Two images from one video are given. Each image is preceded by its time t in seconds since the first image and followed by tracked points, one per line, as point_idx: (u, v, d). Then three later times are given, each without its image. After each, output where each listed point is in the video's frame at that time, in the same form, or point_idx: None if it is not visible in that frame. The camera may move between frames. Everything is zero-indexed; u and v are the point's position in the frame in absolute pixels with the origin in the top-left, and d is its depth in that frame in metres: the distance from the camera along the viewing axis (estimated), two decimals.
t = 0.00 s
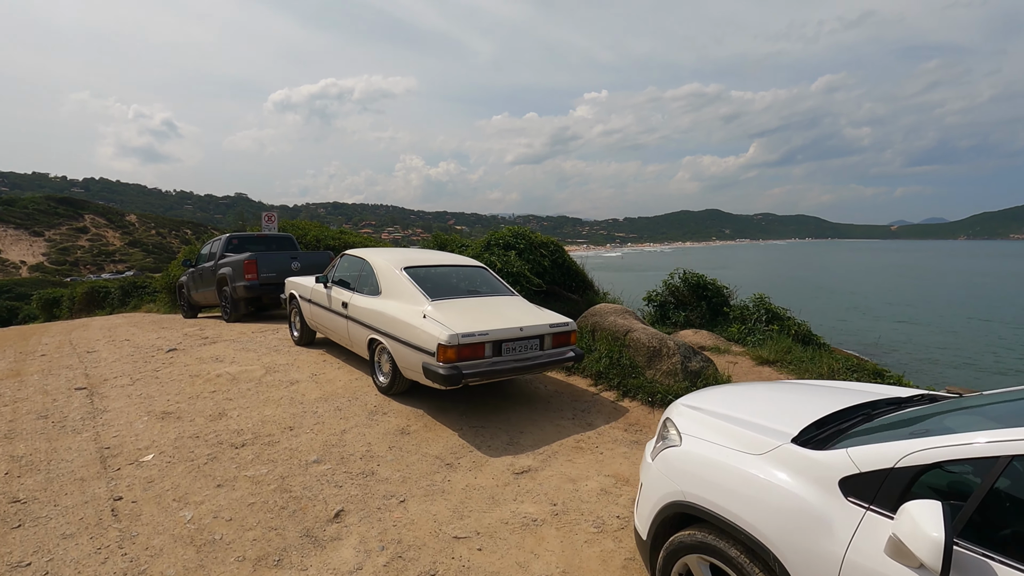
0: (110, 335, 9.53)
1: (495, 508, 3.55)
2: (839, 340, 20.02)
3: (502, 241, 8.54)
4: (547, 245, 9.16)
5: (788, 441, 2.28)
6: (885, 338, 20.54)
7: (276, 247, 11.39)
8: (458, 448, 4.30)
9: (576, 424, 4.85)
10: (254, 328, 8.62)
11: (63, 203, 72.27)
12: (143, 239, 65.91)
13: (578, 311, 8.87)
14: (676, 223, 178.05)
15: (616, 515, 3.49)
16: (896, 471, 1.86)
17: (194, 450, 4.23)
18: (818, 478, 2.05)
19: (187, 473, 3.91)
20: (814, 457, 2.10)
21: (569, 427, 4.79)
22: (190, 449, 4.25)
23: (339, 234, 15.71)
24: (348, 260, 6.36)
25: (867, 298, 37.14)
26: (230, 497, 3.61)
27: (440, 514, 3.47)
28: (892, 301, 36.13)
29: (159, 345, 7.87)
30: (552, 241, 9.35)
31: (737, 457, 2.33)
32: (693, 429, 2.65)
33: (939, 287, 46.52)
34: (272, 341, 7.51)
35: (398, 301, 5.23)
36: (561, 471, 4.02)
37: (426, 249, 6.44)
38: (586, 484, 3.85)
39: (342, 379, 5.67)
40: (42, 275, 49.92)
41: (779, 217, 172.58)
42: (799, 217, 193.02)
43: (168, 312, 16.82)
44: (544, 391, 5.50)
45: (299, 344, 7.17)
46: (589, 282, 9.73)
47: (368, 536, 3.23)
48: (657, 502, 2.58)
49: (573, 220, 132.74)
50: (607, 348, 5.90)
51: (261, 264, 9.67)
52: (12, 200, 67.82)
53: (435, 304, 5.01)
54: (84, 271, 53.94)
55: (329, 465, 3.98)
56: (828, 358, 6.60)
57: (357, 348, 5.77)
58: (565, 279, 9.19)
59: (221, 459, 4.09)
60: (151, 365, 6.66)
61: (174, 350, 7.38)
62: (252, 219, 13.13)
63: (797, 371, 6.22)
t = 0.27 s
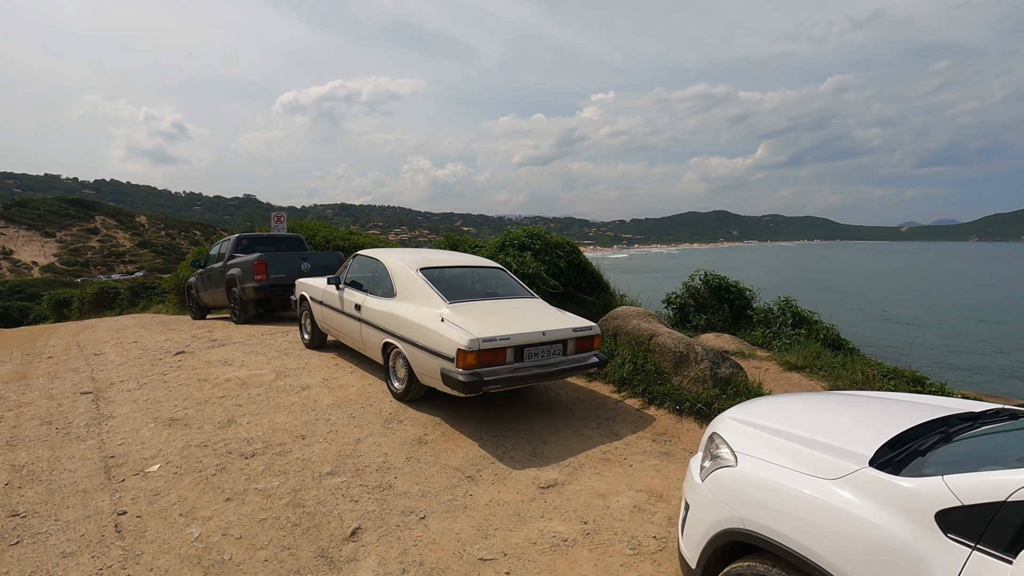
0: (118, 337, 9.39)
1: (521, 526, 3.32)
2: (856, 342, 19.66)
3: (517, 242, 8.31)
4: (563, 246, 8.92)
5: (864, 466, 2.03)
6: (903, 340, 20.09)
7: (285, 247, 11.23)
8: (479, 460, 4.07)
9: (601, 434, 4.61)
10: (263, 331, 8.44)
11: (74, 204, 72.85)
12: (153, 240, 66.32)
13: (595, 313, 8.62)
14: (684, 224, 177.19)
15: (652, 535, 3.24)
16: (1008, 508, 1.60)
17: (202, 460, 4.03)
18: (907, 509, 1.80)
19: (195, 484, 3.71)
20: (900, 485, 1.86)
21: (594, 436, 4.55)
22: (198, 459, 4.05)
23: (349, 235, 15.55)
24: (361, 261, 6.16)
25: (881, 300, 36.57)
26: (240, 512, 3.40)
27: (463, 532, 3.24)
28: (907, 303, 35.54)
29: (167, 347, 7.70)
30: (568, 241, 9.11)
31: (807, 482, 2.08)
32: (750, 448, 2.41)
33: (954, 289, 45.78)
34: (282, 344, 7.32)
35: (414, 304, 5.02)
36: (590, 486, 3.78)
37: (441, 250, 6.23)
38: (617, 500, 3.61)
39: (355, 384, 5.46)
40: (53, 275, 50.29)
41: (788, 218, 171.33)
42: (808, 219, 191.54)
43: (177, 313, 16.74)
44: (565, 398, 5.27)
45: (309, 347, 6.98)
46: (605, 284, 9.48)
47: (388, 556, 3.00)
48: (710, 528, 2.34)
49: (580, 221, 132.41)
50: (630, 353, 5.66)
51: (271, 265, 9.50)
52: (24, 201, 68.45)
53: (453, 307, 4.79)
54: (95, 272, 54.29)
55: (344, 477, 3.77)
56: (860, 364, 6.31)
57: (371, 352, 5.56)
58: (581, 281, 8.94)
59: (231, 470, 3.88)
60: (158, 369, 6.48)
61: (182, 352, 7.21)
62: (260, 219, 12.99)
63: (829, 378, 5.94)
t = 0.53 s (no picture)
0: (127, 343, 9.25)
1: (552, 562, 3.07)
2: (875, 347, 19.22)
3: (533, 248, 8.07)
4: (580, 252, 8.67)
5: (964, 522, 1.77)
6: (924, 344, 19.62)
7: (295, 252, 11.06)
8: (502, 485, 3.83)
9: (630, 456, 4.35)
10: (274, 339, 8.26)
11: (87, 206, 73.53)
12: (164, 241, 66.76)
13: (614, 322, 8.36)
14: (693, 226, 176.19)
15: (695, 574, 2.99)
16: None
17: (210, 483, 3.81)
18: None
19: (203, 511, 3.49)
20: (1013, 550, 1.60)
21: (622, 459, 4.29)
22: (207, 482, 3.84)
23: (359, 239, 15.38)
24: (376, 270, 5.95)
25: (897, 303, 35.93)
26: (250, 543, 3.17)
27: (490, 569, 2.99)
28: (924, 306, 34.88)
29: (176, 356, 7.53)
30: (585, 248, 8.85)
31: (900, 539, 1.83)
32: (817, 491, 2.17)
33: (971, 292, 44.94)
34: (292, 354, 7.13)
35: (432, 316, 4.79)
36: (623, 515, 3.53)
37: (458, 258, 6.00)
38: (654, 533, 3.35)
39: (369, 399, 5.24)
40: (66, 276, 50.71)
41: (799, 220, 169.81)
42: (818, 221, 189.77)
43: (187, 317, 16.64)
44: (588, 415, 5.02)
45: (320, 357, 6.77)
46: (622, 291, 9.22)
47: None
48: None
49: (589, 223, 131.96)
50: (657, 367, 5.40)
51: (281, 271, 9.32)
52: (38, 202, 69.15)
53: (473, 320, 4.55)
54: (107, 273, 54.69)
55: (360, 505, 3.54)
56: (897, 378, 6.00)
57: (386, 365, 5.33)
58: (599, 288, 8.69)
59: (241, 495, 3.67)
60: (167, 380, 6.30)
61: (191, 362, 7.04)
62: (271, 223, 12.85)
63: (865, 393, 5.64)
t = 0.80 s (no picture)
0: (133, 345, 9.07)
1: None
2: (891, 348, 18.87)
3: (550, 248, 7.83)
4: (597, 252, 8.42)
5: None
6: (940, 344, 19.25)
7: (304, 252, 10.86)
8: (530, 501, 3.59)
9: (663, 469, 4.10)
10: (283, 341, 8.06)
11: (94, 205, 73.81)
12: (170, 240, 66.92)
13: (632, 324, 8.11)
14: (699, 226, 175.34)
15: None
16: None
17: (220, 497, 3.59)
18: None
19: (212, 530, 3.27)
20: None
21: (655, 472, 4.04)
22: (217, 497, 3.61)
23: (367, 239, 15.18)
24: (390, 271, 5.73)
25: (909, 303, 35.44)
26: (264, 566, 2.94)
27: None
28: (936, 306, 34.41)
29: (183, 359, 7.33)
30: (602, 248, 8.59)
31: None
32: (905, 524, 1.92)
33: (983, 292, 44.37)
34: (303, 357, 6.92)
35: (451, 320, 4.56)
36: (661, 536, 3.29)
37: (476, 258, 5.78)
38: (697, 555, 3.11)
39: (384, 406, 5.02)
40: (73, 275, 50.86)
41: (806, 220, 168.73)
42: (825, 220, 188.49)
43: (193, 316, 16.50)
44: (615, 424, 4.78)
45: (332, 360, 6.56)
46: (640, 292, 8.96)
47: None
48: None
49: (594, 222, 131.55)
50: (686, 374, 5.15)
51: (290, 271, 9.11)
52: (46, 202, 69.48)
53: (496, 324, 4.31)
54: (113, 272, 54.84)
55: (380, 523, 3.31)
56: (935, 385, 5.72)
57: (401, 371, 5.11)
58: (616, 289, 8.44)
59: (252, 511, 3.44)
60: (174, 384, 6.10)
61: (199, 365, 6.83)
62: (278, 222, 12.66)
63: (903, 401, 5.37)
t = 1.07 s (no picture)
0: (136, 348, 8.86)
1: None
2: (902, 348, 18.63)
3: (565, 250, 7.60)
4: (612, 253, 8.19)
5: None
6: (952, 344, 19.01)
7: (310, 252, 10.65)
8: (561, 522, 3.36)
9: (697, 485, 3.87)
10: (290, 345, 7.84)
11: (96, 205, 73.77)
12: (172, 240, 66.83)
13: (649, 328, 7.88)
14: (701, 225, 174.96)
15: None
16: None
17: (231, 517, 3.37)
18: None
19: (223, 554, 3.04)
20: None
21: (690, 489, 3.82)
22: (227, 517, 3.39)
23: (372, 239, 14.96)
24: (404, 274, 5.51)
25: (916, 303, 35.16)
26: None
27: None
28: (943, 305, 34.14)
29: (188, 364, 7.12)
30: (617, 249, 8.35)
31: None
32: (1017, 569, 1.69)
33: (989, 291, 44.07)
34: (311, 362, 6.70)
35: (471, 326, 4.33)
36: (704, 561, 3.06)
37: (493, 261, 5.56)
38: None
39: (399, 416, 4.80)
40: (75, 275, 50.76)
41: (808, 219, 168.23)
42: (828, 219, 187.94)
43: (196, 317, 16.29)
44: (642, 436, 4.55)
45: (341, 366, 6.34)
46: (655, 294, 8.73)
47: None
48: None
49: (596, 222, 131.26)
50: (714, 382, 4.93)
51: (297, 272, 8.90)
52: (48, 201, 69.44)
53: (519, 331, 4.08)
54: (115, 272, 54.70)
55: (403, 547, 3.08)
56: (972, 393, 5.49)
57: (417, 378, 4.89)
58: (632, 291, 8.21)
59: (265, 533, 3.22)
60: (179, 391, 5.88)
61: (204, 370, 6.62)
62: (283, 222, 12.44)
63: (940, 409, 5.15)
